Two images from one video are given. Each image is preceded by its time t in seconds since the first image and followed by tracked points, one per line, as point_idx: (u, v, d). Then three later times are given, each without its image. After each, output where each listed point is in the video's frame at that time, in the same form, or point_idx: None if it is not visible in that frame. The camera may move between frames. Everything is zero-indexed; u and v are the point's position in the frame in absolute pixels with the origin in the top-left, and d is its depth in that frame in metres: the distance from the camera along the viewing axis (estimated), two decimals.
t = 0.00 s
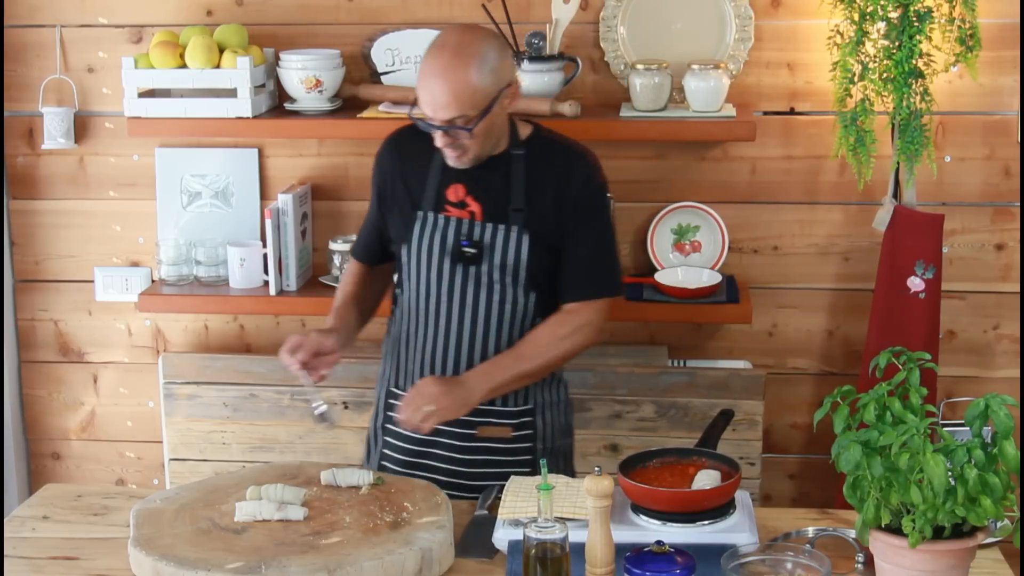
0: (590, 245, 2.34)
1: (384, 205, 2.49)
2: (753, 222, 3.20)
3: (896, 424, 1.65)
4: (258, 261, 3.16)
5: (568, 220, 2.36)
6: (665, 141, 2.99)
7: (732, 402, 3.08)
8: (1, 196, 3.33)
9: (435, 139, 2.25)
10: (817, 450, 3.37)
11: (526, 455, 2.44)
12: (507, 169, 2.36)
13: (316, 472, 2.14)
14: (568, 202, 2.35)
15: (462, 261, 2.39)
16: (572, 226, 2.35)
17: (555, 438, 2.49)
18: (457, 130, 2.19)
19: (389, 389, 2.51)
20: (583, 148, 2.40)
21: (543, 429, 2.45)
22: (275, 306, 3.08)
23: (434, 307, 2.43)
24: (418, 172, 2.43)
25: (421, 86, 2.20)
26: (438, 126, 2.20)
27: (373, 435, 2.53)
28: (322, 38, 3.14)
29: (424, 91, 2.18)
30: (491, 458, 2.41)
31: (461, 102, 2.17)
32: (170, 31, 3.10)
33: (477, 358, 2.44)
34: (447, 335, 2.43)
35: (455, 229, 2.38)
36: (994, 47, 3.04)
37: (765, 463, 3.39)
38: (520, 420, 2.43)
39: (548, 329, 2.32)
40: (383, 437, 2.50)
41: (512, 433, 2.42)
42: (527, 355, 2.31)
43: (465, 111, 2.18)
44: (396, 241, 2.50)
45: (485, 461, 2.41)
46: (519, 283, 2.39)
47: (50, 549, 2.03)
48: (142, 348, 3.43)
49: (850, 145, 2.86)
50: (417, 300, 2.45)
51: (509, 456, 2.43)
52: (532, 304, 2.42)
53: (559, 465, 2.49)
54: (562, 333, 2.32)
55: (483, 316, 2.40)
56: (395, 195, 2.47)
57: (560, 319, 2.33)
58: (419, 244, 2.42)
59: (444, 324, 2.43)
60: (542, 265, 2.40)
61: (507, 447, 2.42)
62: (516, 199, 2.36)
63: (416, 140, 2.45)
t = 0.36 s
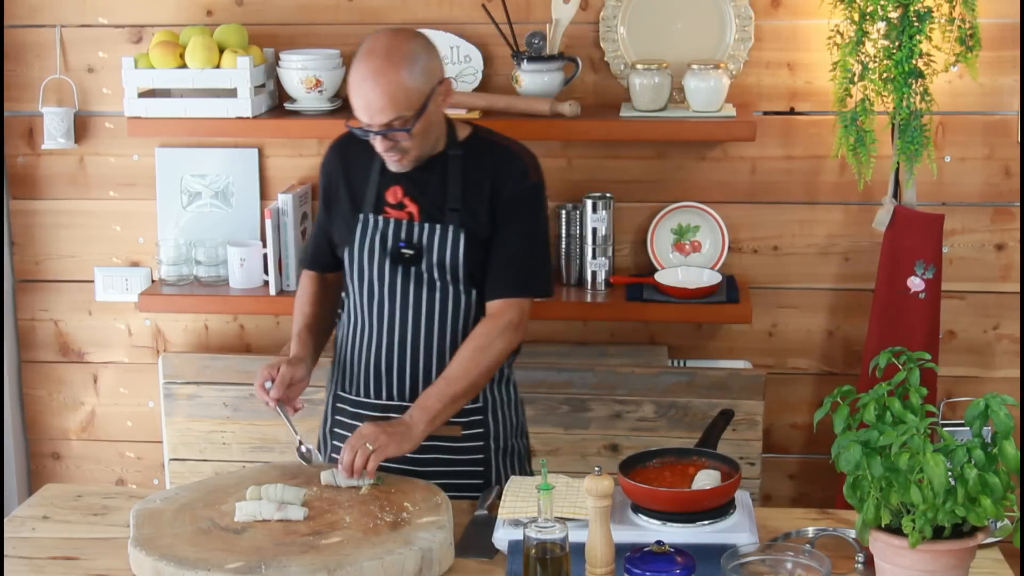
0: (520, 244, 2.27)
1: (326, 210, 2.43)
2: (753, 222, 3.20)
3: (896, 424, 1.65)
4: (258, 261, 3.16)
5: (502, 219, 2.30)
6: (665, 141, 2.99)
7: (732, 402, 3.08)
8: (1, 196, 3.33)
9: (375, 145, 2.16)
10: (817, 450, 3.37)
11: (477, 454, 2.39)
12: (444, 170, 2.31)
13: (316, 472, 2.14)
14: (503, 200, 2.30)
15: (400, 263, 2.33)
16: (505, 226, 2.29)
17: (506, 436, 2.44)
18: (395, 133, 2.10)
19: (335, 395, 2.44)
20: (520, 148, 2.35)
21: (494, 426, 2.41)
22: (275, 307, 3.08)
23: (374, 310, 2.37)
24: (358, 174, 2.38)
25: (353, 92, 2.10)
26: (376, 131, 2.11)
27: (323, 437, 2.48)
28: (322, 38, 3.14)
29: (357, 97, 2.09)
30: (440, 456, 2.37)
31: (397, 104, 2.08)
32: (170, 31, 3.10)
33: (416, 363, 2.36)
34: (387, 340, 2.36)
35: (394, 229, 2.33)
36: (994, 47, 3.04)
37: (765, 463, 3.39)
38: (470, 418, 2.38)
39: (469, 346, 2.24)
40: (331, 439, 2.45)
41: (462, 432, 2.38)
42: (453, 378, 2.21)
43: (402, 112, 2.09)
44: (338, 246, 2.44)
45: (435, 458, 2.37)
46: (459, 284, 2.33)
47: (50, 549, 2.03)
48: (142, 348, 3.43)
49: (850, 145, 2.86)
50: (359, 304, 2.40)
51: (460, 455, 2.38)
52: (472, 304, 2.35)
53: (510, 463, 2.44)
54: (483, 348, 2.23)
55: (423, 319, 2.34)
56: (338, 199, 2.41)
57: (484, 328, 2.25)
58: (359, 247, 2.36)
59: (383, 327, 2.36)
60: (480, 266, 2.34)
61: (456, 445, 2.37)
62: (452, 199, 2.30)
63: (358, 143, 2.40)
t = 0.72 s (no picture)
0: (495, 233, 2.29)
1: (293, 220, 2.42)
2: (754, 222, 3.20)
3: (896, 424, 1.65)
4: (258, 261, 3.16)
5: (476, 210, 2.32)
6: (665, 141, 2.99)
7: (732, 402, 3.08)
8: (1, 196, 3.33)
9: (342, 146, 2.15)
10: (817, 450, 3.37)
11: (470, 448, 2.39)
12: (413, 168, 2.33)
13: (316, 472, 2.14)
14: (474, 191, 2.32)
15: (376, 263, 2.33)
16: (479, 216, 2.31)
17: (496, 430, 2.45)
18: (364, 131, 2.10)
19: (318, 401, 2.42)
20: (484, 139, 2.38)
21: (485, 420, 2.42)
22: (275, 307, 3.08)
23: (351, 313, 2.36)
24: (326, 180, 2.37)
25: (318, 96, 2.10)
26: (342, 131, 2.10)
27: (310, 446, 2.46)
28: (322, 38, 3.14)
29: (322, 100, 2.09)
30: (432, 455, 2.37)
31: (362, 102, 2.07)
32: (170, 31, 3.10)
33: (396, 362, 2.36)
34: (366, 340, 2.36)
35: (368, 231, 2.33)
36: (994, 47, 3.04)
37: (765, 463, 3.39)
38: (460, 412, 2.38)
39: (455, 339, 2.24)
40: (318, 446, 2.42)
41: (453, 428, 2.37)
42: (446, 371, 2.21)
43: (368, 110, 2.09)
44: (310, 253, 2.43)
45: (427, 457, 2.36)
46: (438, 279, 2.34)
47: (50, 549, 2.03)
48: (142, 348, 3.43)
49: (850, 145, 2.86)
50: (335, 308, 2.39)
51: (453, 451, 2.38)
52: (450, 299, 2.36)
53: (502, 457, 2.46)
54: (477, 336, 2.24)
55: (400, 317, 2.34)
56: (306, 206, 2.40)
57: (469, 319, 2.26)
58: (333, 251, 2.36)
59: (360, 328, 2.36)
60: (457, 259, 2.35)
61: (450, 442, 2.37)
62: (425, 195, 2.31)
63: (323, 148, 2.39)
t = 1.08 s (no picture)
0: (492, 231, 2.29)
1: (288, 222, 2.42)
2: (754, 222, 3.20)
3: (896, 424, 1.66)
4: (258, 261, 3.16)
5: (473, 208, 2.32)
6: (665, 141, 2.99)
7: (732, 402, 3.08)
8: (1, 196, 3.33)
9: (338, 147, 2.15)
10: (817, 450, 3.37)
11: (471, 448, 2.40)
12: (408, 168, 2.32)
13: (316, 472, 2.14)
14: (470, 189, 2.32)
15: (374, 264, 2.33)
16: (475, 213, 2.31)
17: (496, 428, 2.46)
18: (362, 130, 2.09)
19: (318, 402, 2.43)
20: (478, 137, 2.38)
21: (485, 420, 2.42)
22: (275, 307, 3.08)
23: (349, 314, 2.37)
24: (321, 183, 2.37)
25: (315, 96, 2.10)
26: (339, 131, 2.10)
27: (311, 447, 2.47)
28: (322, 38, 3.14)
29: (319, 100, 2.09)
30: (433, 455, 2.37)
31: (358, 102, 2.07)
32: (170, 31, 3.10)
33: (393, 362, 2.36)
34: (364, 341, 2.36)
35: (365, 232, 2.33)
36: (994, 47, 3.04)
37: (765, 463, 3.39)
38: (461, 413, 2.38)
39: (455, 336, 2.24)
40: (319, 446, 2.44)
41: (453, 428, 2.38)
42: (446, 368, 2.21)
43: (364, 110, 2.08)
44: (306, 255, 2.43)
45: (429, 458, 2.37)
46: (436, 279, 2.34)
47: (50, 549, 2.03)
48: (143, 348, 3.43)
49: (850, 145, 2.86)
50: (332, 309, 2.39)
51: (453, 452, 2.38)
52: (448, 299, 2.36)
53: (502, 455, 2.46)
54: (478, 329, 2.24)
55: (398, 318, 2.34)
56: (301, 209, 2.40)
57: (468, 316, 2.25)
58: (330, 252, 2.36)
59: (357, 329, 2.36)
60: (455, 257, 2.35)
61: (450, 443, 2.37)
62: (421, 195, 2.32)
63: (317, 150, 2.39)
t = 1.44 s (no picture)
0: (496, 232, 2.30)
1: (289, 230, 2.41)
2: (754, 222, 3.20)
3: (896, 424, 1.65)
4: (258, 261, 3.16)
5: (476, 210, 2.32)
6: (665, 141, 2.99)
7: (732, 402, 3.08)
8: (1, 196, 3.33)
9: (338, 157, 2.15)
10: (818, 450, 3.37)
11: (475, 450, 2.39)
12: (409, 173, 2.31)
13: (316, 472, 2.14)
14: (472, 190, 2.32)
15: (378, 270, 2.32)
16: (480, 215, 2.31)
17: (500, 429, 2.45)
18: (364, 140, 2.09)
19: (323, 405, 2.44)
20: (477, 137, 2.38)
21: (490, 421, 2.42)
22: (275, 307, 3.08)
23: (354, 319, 2.36)
24: (321, 190, 2.36)
25: (315, 104, 2.09)
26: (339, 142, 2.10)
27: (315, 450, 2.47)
28: (322, 38, 3.14)
29: (320, 108, 2.08)
30: (438, 456, 2.37)
31: (359, 113, 2.07)
32: (170, 31, 3.10)
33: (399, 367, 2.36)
34: (369, 346, 2.36)
35: (368, 239, 2.32)
36: (994, 47, 3.04)
37: (766, 463, 3.39)
38: (465, 416, 2.39)
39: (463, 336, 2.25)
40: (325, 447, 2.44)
41: (458, 430, 2.38)
42: (452, 369, 2.22)
43: (364, 121, 2.08)
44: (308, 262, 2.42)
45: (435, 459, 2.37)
46: (442, 282, 2.34)
47: (50, 549, 2.03)
48: (143, 348, 3.43)
49: (850, 145, 2.86)
50: (337, 316, 2.39)
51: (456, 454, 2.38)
52: (454, 302, 2.36)
53: (507, 456, 2.46)
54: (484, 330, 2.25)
55: (402, 323, 2.34)
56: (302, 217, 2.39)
57: (475, 317, 2.27)
58: (334, 260, 2.35)
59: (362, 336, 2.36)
60: (460, 260, 2.35)
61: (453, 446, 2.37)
62: (423, 199, 2.31)
63: (315, 158, 2.37)
